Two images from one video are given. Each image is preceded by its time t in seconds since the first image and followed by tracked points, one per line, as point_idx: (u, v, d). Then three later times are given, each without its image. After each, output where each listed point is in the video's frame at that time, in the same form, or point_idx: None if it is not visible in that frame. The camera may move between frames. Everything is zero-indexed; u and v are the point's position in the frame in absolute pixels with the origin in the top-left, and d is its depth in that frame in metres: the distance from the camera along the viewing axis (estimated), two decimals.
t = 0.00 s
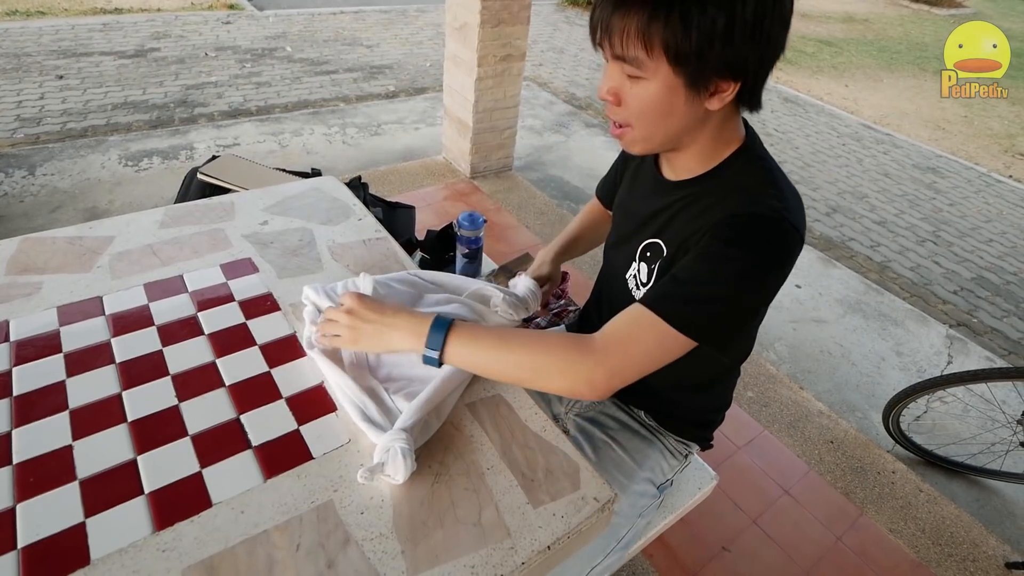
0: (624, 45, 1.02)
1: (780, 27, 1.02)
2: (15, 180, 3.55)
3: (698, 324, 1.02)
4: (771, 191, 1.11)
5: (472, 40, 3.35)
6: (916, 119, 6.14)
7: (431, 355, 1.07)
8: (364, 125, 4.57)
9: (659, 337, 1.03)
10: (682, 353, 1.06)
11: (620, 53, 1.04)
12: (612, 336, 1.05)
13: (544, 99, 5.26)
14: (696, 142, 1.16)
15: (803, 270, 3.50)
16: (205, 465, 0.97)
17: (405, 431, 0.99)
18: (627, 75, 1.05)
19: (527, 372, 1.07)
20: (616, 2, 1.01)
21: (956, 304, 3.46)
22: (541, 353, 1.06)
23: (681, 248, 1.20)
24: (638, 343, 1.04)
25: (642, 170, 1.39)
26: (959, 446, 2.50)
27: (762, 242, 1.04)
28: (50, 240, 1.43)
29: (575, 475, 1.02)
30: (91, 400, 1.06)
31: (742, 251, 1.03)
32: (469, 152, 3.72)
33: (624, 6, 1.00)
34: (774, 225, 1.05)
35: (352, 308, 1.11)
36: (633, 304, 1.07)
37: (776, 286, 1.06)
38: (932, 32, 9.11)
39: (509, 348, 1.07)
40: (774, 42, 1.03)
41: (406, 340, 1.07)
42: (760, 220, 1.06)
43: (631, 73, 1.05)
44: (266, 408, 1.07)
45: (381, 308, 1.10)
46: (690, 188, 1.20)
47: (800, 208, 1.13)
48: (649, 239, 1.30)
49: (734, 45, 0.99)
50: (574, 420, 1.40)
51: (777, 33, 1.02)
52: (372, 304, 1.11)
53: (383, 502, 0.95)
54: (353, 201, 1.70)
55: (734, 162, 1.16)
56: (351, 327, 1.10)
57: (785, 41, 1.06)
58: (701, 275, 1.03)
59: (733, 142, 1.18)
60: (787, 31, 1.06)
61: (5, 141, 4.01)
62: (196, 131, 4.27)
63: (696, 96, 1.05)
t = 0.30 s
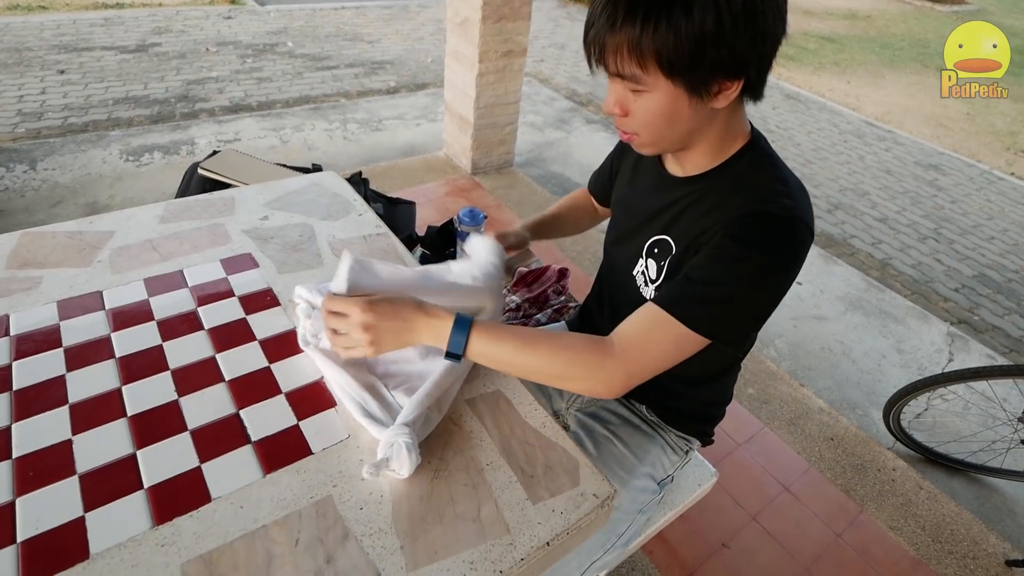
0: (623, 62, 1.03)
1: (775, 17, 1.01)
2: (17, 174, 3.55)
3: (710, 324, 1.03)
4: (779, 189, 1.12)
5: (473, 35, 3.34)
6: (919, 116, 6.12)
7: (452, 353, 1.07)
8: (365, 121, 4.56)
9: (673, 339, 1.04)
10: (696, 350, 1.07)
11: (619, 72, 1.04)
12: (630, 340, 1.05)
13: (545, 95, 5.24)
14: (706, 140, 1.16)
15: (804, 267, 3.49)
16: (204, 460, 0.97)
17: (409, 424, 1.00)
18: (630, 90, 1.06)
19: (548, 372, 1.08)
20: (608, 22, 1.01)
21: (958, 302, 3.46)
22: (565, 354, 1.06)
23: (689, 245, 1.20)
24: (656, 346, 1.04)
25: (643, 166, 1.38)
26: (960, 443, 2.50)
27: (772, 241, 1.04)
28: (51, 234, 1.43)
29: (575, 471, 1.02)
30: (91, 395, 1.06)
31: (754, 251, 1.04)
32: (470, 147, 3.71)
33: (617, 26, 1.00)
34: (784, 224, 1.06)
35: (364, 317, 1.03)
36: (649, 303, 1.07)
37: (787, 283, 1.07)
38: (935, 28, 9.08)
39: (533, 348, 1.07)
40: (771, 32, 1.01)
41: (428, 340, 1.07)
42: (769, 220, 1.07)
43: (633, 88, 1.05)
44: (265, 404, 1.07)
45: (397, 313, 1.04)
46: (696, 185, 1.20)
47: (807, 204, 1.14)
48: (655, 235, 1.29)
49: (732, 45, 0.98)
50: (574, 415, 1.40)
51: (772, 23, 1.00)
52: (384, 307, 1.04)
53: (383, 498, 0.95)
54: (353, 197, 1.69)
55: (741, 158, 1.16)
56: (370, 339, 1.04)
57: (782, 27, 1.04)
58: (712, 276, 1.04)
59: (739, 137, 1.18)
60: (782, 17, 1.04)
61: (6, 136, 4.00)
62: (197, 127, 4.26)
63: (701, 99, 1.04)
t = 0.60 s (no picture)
0: (636, 37, 1.02)
1: (794, 15, 1.01)
2: (19, 172, 3.56)
3: (710, 324, 1.03)
4: (780, 188, 1.12)
5: (474, 33, 3.33)
6: (921, 113, 6.10)
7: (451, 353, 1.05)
8: (367, 119, 4.56)
9: (676, 337, 1.04)
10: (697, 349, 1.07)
11: (632, 44, 1.04)
12: (629, 337, 1.05)
13: (546, 93, 5.24)
14: (707, 133, 1.16)
15: (806, 265, 3.48)
16: (205, 456, 0.97)
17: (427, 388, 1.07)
18: (640, 67, 1.05)
19: (548, 374, 1.06)
20: None
21: (959, 300, 3.45)
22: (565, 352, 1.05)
23: (689, 242, 1.20)
24: (658, 343, 1.04)
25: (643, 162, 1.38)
26: (961, 441, 2.49)
27: (773, 240, 1.04)
28: (52, 232, 1.43)
29: (575, 468, 1.02)
30: (91, 392, 1.06)
31: (755, 250, 1.03)
32: (471, 145, 3.71)
33: None
34: (785, 223, 1.06)
35: (359, 311, 1.02)
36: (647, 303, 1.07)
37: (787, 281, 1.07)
38: (937, 26, 9.05)
39: (532, 348, 1.05)
40: (787, 30, 1.01)
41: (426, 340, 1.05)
42: (770, 218, 1.06)
43: (643, 64, 1.04)
44: (265, 400, 1.07)
45: (392, 310, 1.03)
46: (696, 182, 1.20)
47: (806, 202, 1.14)
48: (656, 232, 1.29)
49: (746, 35, 0.98)
50: (574, 413, 1.40)
51: (790, 21, 1.01)
52: (380, 300, 1.03)
53: (383, 494, 0.95)
54: (354, 194, 1.69)
55: (741, 156, 1.17)
56: (365, 334, 1.02)
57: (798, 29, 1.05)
58: (710, 277, 1.03)
59: (740, 134, 1.18)
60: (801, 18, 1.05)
61: (8, 134, 4.01)
62: (198, 125, 4.27)
63: (708, 87, 1.04)
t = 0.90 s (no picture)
0: (637, 30, 1.00)
1: (789, 12, 1.04)
2: (19, 171, 3.56)
3: (716, 317, 1.01)
4: (776, 183, 1.12)
5: (474, 31, 3.33)
6: (921, 110, 6.08)
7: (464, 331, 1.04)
8: (367, 117, 4.56)
9: (687, 332, 1.01)
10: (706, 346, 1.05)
11: (631, 38, 1.02)
12: (641, 330, 1.03)
13: (546, 91, 5.23)
14: (699, 132, 1.15)
15: (807, 262, 3.48)
16: (205, 455, 0.97)
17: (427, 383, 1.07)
18: (638, 61, 1.04)
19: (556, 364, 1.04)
20: None
21: (960, 297, 3.44)
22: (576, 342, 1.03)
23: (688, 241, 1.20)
24: (669, 338, 1.01)
25: (635, 162, 1.37)
26: (962, 438, 2.49)
27: (776, 235, 1.04)
28: (52, 231, 1.43)
29: (575, 466, 1.02)
30: (91, 390, 1.06)
31: (761, 246, 1.03)
32: (471, 143, 3.71)
33: None
34: (786, 218, 1.06)
35: (375, 278, 1.02)
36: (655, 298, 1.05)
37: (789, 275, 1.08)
38: (938, 23, 9.03)
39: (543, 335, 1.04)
40: (782, 26, 1.04)
41: (442, 316, 1.03)
42: (772, 213, 1.06)
43: (642, 59, 1.03)
44: (265, 399, 1.07)
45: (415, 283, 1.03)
46: (693, 180, 1.20)
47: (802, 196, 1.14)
48: (654, 232, 1.29)
49: (747, 28, 0.99)
50: (575, 411, 1.40)
51: (785, 18, 1.03)
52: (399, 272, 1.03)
53: (383, 492, 0.95)
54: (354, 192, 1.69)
55: (734, 153, 1.17)
56: (380, 301, 1.02)
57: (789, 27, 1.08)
58: (716, 272, 1.03)
59: (734, 130, 1.18)
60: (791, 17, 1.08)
61: (8, 133, 4.02)
62: (198, 123, 4.27)
63: (708, 82, 1.04)
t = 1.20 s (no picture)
0: (637, 30, 1.00)
1: (775, 13, 1.07)
2: (19, 174, 3.56)
3: (736, 322, 1.00)
4: (758, 174, 1.13)
5: (473, 33, 3.33)
6: (920, 110, 6.09)
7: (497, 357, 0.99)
8: (366, 119, 4.56)
9: (713, 339, 1.00)
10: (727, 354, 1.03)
11: (628, 36, 1.01)
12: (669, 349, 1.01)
13: (545, 92, 5.24)
14: (685, 129, 1.16)
15: (806, 262, 3.48)
16: (206, 457, 0.97)
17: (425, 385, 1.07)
18: (635, 60, 1.03)
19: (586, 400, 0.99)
20: None
21: (959, 296, 3.45)
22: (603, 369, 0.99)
23: (672, 237, 1.20)
24: (702, 351, 1.00)
25: (621, 161, 1.38)
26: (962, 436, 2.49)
27: (762, 225, 1.05)
28: (52, 233, 1.43)
29: (575, 467, 1.02)
30: (91, 393, 1.06)
31: (751, 235, 1.04)
32: (470, 144, 3.71)
33: None
34: (773, 208, 1.06)
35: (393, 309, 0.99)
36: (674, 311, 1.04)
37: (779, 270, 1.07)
38: (935, 23, 9.05)
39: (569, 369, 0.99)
40: (768, 26, 1.07)
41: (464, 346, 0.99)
42: (759, 203, 1.07)
43: (638, 58, 1.03)
44: (266, 400, 1.07)
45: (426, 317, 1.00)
46: (679, 175, 1.20)
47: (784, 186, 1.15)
48: (639, 229, 1.29)
49: (742, 29, 1.02)
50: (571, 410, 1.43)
51: (772, 18, 1.07)
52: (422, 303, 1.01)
53: (384, 494, 0.95)
54: (354, 194, 1.69)
55: (717, 147, 1.17)
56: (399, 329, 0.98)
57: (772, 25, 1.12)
58: (715, 274, 1.03)
59: (717, 126, 1.19)
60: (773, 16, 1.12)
61: (7, 136, 4.01)
62: (198, 126, 4.27)
63: (703, 80, 1.06)
